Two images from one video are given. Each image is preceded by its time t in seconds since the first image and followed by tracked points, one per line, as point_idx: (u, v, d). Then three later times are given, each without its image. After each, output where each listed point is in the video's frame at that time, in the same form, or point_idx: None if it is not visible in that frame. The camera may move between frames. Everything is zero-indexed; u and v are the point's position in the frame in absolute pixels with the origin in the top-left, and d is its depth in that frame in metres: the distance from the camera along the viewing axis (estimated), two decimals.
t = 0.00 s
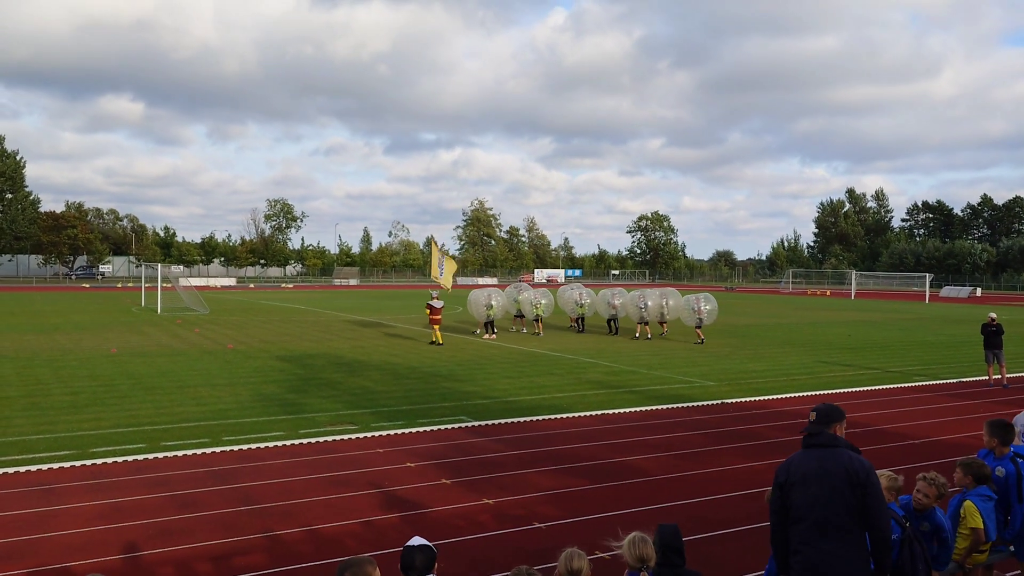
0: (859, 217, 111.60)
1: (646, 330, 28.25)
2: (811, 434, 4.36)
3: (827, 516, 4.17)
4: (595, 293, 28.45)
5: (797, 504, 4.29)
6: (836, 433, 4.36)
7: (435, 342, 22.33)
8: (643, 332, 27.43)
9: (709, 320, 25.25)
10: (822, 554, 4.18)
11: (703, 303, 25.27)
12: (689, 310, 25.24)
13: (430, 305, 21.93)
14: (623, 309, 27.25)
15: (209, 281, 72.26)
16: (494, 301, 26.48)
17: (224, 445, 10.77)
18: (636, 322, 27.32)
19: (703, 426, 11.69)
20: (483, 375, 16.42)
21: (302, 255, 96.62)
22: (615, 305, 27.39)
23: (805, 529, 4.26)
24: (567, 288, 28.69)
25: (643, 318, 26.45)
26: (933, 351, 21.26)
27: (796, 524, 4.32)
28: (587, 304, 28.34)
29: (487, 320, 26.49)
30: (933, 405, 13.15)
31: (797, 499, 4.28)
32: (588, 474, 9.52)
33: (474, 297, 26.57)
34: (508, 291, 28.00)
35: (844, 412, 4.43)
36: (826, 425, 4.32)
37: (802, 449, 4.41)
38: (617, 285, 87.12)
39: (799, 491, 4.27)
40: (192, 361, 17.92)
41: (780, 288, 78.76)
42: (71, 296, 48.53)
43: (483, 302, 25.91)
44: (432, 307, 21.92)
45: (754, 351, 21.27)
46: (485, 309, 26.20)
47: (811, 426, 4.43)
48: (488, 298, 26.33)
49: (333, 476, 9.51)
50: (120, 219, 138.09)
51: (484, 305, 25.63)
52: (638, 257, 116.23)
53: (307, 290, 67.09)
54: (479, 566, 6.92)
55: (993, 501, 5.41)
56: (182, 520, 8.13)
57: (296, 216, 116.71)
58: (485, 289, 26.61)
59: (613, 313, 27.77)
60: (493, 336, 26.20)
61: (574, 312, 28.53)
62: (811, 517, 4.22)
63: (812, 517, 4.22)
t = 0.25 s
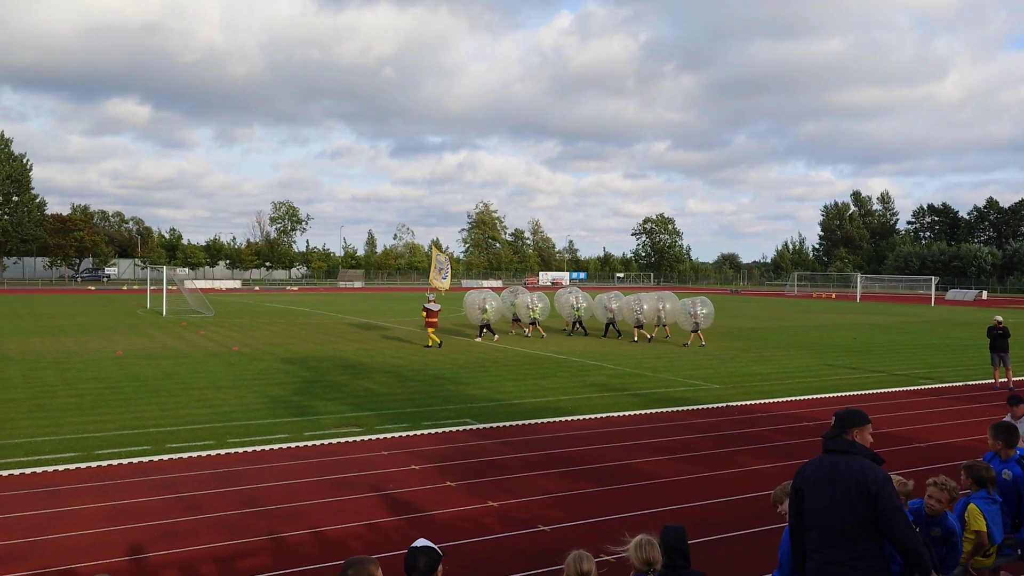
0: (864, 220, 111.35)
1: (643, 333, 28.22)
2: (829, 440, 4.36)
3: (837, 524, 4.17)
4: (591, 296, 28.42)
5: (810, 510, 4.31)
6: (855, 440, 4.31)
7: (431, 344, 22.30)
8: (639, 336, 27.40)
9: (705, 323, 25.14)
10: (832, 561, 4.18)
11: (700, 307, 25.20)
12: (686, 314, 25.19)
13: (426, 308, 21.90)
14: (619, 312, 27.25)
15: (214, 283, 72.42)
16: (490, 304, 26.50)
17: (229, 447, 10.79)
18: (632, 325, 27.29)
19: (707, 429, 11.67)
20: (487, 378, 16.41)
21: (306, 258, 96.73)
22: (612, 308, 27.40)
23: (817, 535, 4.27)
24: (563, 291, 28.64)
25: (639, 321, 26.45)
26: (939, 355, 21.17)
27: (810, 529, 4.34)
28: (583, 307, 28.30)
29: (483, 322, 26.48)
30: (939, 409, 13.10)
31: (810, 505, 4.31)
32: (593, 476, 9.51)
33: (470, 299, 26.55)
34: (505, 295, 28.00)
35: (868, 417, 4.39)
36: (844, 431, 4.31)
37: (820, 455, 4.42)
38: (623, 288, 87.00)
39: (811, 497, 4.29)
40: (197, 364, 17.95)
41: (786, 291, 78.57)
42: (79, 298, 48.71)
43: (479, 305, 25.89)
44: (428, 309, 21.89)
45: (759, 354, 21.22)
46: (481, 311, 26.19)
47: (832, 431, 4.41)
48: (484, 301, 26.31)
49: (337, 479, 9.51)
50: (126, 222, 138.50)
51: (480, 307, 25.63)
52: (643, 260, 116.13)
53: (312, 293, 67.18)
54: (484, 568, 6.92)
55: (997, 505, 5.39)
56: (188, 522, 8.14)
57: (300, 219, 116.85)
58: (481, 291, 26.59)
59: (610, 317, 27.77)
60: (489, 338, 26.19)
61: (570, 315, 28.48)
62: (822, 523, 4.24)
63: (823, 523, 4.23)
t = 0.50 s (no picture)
0: (868, 221, 111.25)
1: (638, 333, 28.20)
2: (837, 441, 4.36)
3: (845, 528, 4.18)
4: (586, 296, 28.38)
5: (819, 515, 4.34)
6: (863, 441, 4.29)
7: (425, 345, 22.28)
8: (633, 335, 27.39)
9: (700, 323, 25.07)
10: (841, 564, 4.20)
11: (695, 308, 25.11)
12: (681, 315, 25.15)
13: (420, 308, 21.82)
14: (615, 311, 27.25)
15: (218, 284, 72.54)
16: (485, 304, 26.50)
17: (232, 447, 10.79)
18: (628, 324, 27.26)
19: (709, 430, 11.67)
20: (490, 378, 16.41)
21: (309, 258, 96.79)
22: (608, 308, 27.42)
23: (826, 539, 4.29)
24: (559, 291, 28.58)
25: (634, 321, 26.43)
26: (942, 356, 21.14)
27: (818, 533, 4.36)
28: (579, 307, 28.24)
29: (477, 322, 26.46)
30: (943, 409, 13.09)
31: (818, 508, 4.33)
32: (596, 477, 9.49)
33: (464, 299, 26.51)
34: (500, 294, 28.00)
35: (876, 416, 4.35)
36: (850, 432, 4.30)
37: (829, 457, 4.42)
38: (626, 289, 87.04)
39: (820, 501, 4.31)
40: (199, 364, 17.97)
41: (789, 291, 78.58)
42: (82, 298, 48.82)
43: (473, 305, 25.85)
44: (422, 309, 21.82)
45: (762, 355, 21.22)
46: (475, 311, 26.17)
47: (841, 430, 4.40)
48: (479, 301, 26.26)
49: (339, 479, 9.51)
50: (129, 223, 138.89)
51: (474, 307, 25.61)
52: (646, 261, 116.09)
53: (315, 293, 67.25)
54: (486, 569, 6.91)
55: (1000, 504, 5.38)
56: (190, 522, 8.15)
57: (303, 219, 116.96)
58: (476, 291, 26.58)
59: (606, 316, 27.81)
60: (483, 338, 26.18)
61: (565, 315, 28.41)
62: (829, 526, 4.26)
63: (831, 527, 4.25)
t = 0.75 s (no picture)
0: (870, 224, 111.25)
1: (633, 336, 28.21)
2: (845, 443, 4.33)
3: (853, 531, 4.17)
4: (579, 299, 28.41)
5: (827, 517, 4.33)
6: (871, 444, 4.26)
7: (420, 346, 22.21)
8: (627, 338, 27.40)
9: (693, 325, 25.09)
10: (849, 567, 4.20)
11: (688, 310, 25.16)
12: (674, 316, 25.17)
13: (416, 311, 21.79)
14: (609, 314, 27.27)
15: (220, 286, 72.61)
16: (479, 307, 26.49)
17: (235, 449, 10.79)
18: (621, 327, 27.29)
19: (713, 432, 11.66)
20: (492, 380, 16.41)
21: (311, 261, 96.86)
22: (602, 310, 27.43)
23: (835, 542, 4.29)
24: (551, 295, 28.59)
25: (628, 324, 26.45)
26: (945, 359, 21.14)
27: (826, 537, 4.36)
28: (572, 310, 28.26)
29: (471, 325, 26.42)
30: (946, 412, 13.09)
31: (826, 511, 4.32)
32: (599, 480, 9.49)
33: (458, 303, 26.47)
34: (493, 297, 28.00)
35: (884, 419, 4.32)
36: (859, 434, 4.27)
37: (838, 460, 4.40)
38: (628, 292, 87.05)
39: (828, 504, 4.30)
40: (202, 366, 17.96)
41: (791, 294, 78.58)
42: (84, 302, 48.85)
43: (468, 308, 25.81)
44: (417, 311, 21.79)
45: (765, 358, 21.21)
46: (469, 315, 26.14)
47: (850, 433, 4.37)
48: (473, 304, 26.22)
49: (343, 481, 9.51)
50: (132, 225, 139.06)
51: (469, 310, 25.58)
52: (647, 264, 116.10)
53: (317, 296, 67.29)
54: (489, 571, 6.91)
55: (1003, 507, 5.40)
56: (194, 523, 8.15)
57: (305, 222, 117.07)
58: (470, 295, 26.56)
59: (601, 319, 27.84)
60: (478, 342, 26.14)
61: (559, 318, 28.40)
62: (837, 530, 4.26)
63: (839, 531, 4.25)
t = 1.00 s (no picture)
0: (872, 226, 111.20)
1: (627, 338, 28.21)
2: (848, 444, 4.33)
3: (853, 532, 4.17)
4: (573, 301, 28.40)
5: (828, 517, 4.33)
6: (876, 445, 4.25)
7: (416, 348, 22.20)
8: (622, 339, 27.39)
9: (687, 327, 25.12)
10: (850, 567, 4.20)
11: (682, 311, 25.17)
12: (668, 319, 25.17)
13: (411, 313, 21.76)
14: (604, 316, 27.25)
15: (222, 288, 72.66)
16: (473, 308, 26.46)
17: (238, 450, 10.81)
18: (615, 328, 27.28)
19: (715, 434, 11.66)
20: (494, 382, 16.41)
21: (313, 262, 96.89)
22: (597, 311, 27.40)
23: (835, 542, 4.29)
24: (546, 295, 28.57)
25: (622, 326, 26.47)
26: (949, 361, 21.11)
27: (828, 537, 4.36)
28: (567, 312, 28.24)
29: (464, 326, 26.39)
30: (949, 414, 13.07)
31: (828, 512, 4.32)
32: (601, 481, 9.49)
33: (451, 304, 26.42)
34: (486, 298, 27.98)
35: (889, 421, 4.31)
36: (862, 435, 4.27)
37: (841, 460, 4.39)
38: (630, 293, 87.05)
39: (830, 504, 4.30)
40: (204, 368, 17.98)
41: (794, 296, 78.56)
42: (86, 303, 48.84)
43: (462, 310, 25.76)
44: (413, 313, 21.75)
45: (767, 360, 21.20)
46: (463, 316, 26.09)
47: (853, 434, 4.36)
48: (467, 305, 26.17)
49: (345, 482, 9.52)
50: (134, 227, 139.21)
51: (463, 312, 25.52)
52: (649, 265, 116.09)
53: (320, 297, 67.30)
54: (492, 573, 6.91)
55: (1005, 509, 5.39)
56: (197, 525, 8.16)
57: (308, 224, 117.12)
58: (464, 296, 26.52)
59: (596, 320, 27.85)
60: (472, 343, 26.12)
61: (553, 319, 28.38)
62: (838, 530, 4.25)
63: (840, 531, 4.25)
